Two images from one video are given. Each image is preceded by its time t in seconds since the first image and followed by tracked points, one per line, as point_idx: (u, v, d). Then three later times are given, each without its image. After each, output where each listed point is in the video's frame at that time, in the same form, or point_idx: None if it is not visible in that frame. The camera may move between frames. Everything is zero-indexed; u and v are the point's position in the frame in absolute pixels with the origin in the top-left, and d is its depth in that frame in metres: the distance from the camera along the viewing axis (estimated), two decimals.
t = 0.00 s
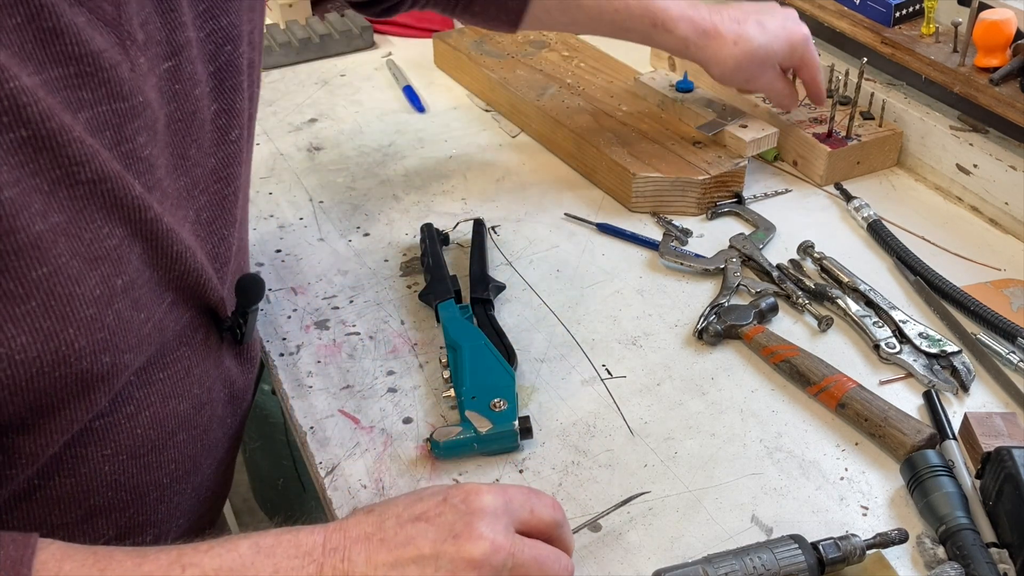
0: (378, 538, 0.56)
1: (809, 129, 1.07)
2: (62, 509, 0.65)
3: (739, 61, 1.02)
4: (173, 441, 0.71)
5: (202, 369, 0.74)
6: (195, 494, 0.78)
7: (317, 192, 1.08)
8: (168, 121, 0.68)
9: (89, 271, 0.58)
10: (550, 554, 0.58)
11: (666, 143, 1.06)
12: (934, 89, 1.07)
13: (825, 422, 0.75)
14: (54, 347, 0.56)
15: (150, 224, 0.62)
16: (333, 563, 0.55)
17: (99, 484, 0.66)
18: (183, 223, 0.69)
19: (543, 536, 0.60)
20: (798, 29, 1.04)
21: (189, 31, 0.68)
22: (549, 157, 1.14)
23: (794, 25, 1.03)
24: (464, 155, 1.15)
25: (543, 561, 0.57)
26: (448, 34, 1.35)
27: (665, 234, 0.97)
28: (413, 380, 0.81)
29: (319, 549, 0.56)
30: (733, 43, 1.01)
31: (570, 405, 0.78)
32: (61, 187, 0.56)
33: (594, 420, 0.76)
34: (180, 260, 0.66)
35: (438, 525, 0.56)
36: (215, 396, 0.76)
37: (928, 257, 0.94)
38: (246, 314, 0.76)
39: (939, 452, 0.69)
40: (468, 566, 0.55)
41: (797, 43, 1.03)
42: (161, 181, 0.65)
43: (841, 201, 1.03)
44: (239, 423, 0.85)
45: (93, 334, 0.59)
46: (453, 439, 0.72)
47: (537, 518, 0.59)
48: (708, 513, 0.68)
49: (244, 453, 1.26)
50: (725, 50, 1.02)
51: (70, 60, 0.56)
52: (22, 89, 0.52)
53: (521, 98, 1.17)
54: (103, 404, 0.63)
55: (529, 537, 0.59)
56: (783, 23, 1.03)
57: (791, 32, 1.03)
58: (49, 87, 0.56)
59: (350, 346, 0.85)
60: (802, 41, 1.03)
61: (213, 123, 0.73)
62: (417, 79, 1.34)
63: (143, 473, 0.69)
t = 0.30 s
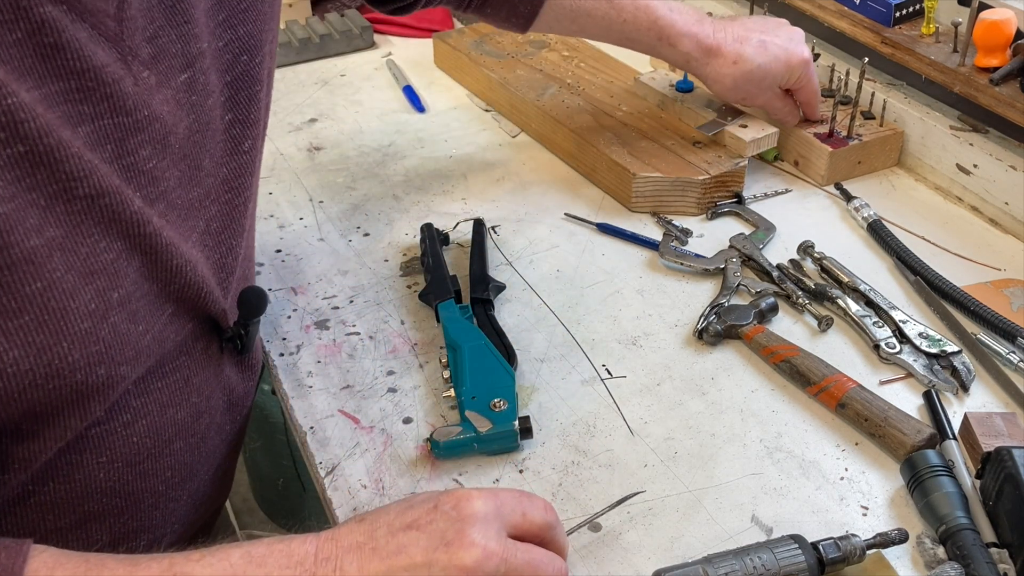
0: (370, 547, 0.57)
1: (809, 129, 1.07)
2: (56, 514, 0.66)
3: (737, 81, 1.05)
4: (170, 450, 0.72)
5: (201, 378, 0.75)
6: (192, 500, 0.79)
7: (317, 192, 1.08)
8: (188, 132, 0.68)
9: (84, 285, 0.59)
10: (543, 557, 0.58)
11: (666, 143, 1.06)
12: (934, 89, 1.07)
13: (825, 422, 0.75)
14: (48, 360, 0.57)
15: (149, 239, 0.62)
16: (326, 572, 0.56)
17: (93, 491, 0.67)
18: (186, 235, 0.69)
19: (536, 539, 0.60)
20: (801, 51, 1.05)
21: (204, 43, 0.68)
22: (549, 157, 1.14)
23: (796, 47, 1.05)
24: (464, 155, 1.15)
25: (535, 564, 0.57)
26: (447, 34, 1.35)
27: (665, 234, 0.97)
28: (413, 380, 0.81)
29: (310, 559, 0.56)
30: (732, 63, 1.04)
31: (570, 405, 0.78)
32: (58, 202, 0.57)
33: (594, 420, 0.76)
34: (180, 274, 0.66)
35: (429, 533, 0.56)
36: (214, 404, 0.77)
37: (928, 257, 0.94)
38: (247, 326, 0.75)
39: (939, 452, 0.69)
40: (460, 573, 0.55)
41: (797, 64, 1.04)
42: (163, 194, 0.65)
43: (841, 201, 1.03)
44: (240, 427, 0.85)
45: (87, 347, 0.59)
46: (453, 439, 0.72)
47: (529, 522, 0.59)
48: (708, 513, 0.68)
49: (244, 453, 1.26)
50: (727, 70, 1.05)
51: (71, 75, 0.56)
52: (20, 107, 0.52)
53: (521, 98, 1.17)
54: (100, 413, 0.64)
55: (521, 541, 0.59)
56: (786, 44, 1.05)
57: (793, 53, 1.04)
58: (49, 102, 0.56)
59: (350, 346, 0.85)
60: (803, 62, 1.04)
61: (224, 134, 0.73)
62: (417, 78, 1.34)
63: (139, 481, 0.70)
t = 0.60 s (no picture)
0: (367, 543, 0.57)
1: (809, 129, 1.07)
2: (53, 505, 0.66)
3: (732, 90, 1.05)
4: (166, 440, 0.72)
5: (196, 367, 0.75)
6: (191, 492, 0.78)
7: (317, 192, 1.08)
8: (180, 119, 0.68)
9: (74, 268, 0.59)
10: (540, 550, 0.58)
11: (666, 143, 1.06)
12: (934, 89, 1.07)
13: (824, 423, 0.75)
14: (39, 342, 0.57)
15: (138, 221, 0.63)
16: (322, 569, 0.56)
17: (90, 481, 0.67)
18: (178, 221, 0.70)
19: (533, 534, 0.60)
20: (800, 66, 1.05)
21: (189, 30, 0.69)
22: (549, 157, 1.14)
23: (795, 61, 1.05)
24: (464, 155, 1.15)
25: (531, 555, 0.57)
26: (448, 34, 1.34)
27: (665, 234, 0.97)
28: (413, 380, 0.81)
29: (307, 555, 0.56)
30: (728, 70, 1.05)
31: (570, 405, 0.78)
32: (47, 183, 0.57)
33: (594, 420, 0.76)
34: (172, 259, 0.67)
35: (426, 527, 0.56)
36: (210, 394, 0.77)
37: (928, 257, 0.94)
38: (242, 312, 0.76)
39: (939, 452, 0.69)
40: (457, 566, 0.55)
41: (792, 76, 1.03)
42: (151, 177, 0.66)
43: (841, 201, 1.03)
44: (237, 421, 0.85)
45: (79, 330, 0.59)
46: (453, 439, 0.72)
47: (525, 515, 0.59)
48: (708, 513, 0.68)
49: (244, 453, 1.26)
50: (722, 78, 1.05)
51: (58, 57, 0.57)
52: (7, 86, 0.52)
53: (521, 98, 1.17)
54: (94, 400, 0.64)
55: (517, 534, 0.59)
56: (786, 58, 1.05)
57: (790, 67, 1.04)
58: (36, 83, 0.56)
59: (350, 346, 0.85)
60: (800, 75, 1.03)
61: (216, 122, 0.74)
62: (417, 79, 1.34)
63: (136, 471, 0.70)
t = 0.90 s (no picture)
0: (360, 548, 0.57)
1: (809, 129, 1.07)
2: (41, 498, 0.66)
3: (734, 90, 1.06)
4: (155, 434, 0.72)
5: (185, 360, 0.75)
6: (183, 487, 0.79)
7: (318, 192, 1.08)
8: (169, 109, 0.68)
9: (55, 254, 0.59)
10: (535, 557, 0.58)
11: (666, 143, 1.06)
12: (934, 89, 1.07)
13: (825, 423, 0.75)
14: (19, 328, 0.56)
15: (122, 209, 0.62)
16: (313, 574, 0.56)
17: (77, 474, 0.67)
18: (167, 211, 0.70)
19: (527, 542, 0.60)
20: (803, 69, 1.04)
21: (181, 21, 0.69)
22: (549, 157, 1.14)
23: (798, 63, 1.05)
24: (464, 155, 1.15)
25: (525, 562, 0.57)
26: (448, 34, 1.35)
27: (665, 234, 0.97)
28: (413, 380, 0.81)
29: (299, 560, 0.56)
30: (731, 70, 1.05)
31: (570, 405, 0.78)
32: (28, 168, 0.57)
33: (594, 420, 0.76)
34: (158, 249, 0.67)
35: (420, 532, 0.56)
36: (200, 388, 0.77)
37: (928, 257, 0.94)
38: (232, 305, 0.76)
39: (939, 452, 0.69)
40: (451, 571, 0.55)
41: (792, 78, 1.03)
42: (138, 166, 0.66)
43: (841, 201, 1.03)
44: (229, 418, 0.85)
45: (61, 317, 0.59)
46: (453, 439, 0.72)
47: (520, 523, 0.59)
48: (709, 513, 0.68)
49: (245, 453, 1.26)
50: (723, 78, 1.06)
51: (41, 41, 0.57)
52: None
53: (521, 98, 1.17)
54: (79, 389, 0.64)
55: (512, 542, 0.59)
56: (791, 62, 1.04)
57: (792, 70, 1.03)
58: (18, 67, 0.56)
59: (350, 346, 0.85)
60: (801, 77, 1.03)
61: (208, 114, 0.73)
62: (417, 78, 1.34)
63: (125, 465, 0.70)
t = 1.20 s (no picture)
0: (334, 554, 0.52)
1: (809, 129, 1.07)
2: (57, 489, 0.70)
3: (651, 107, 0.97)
4: (167, 425, 0.74)
5: (197, 351, 0.76)
6: (198, 478, 0.82)
7: (318, 192, 1.08)
8: (161, 98, 0.67)
9: (44, 251, 0.60)
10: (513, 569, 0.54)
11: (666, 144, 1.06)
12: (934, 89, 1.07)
13: (825, 423, 0.75)
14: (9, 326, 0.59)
15: (114, 202, 0.62)
16: None
17: (91, 463, 0.70)
18: (168, 204, 0.70)
19: (506, 554, 0.57)
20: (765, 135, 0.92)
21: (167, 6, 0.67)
22: (549, 157, 1.14)
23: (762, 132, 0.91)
24: (464, 155, 1.15)
25: None
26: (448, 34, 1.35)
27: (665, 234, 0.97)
28: (413, 380, 0.81)
29: (269, 564, 0.52)
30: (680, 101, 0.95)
31: (570, 405, 0.78)
32: (10, 164, 0.57)
33: (594, 420, 0.76)
34: (155, 240, 0.66)
35: (397, 542, 0.52)
36: (213, 379, 0.79)
37: (928, 257, 0.94)
38: (240, 297, 0.76)
39: (939, 452, 0.69)
40: None
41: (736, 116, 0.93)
42: (135, 157, 0.65)
43: (841, 201, 1.03)
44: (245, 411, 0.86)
45: (53, 313, 0.61)
46: (454, 439, 0.72)
47: (500, 533, 0.56)
48: (709, 513, 0.68)
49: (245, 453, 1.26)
50: (652, 108, 0.97)
51: (14, 32, 0.56)
52: None
53: (521, 98, 1.17)
54: (82, 377, 0.66)
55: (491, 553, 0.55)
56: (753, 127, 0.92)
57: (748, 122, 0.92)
58: None
59: (350, 346, 0.85)
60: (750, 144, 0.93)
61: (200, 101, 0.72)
62: (417, 79, 1.34)
63: (136, 457, 0.73)
